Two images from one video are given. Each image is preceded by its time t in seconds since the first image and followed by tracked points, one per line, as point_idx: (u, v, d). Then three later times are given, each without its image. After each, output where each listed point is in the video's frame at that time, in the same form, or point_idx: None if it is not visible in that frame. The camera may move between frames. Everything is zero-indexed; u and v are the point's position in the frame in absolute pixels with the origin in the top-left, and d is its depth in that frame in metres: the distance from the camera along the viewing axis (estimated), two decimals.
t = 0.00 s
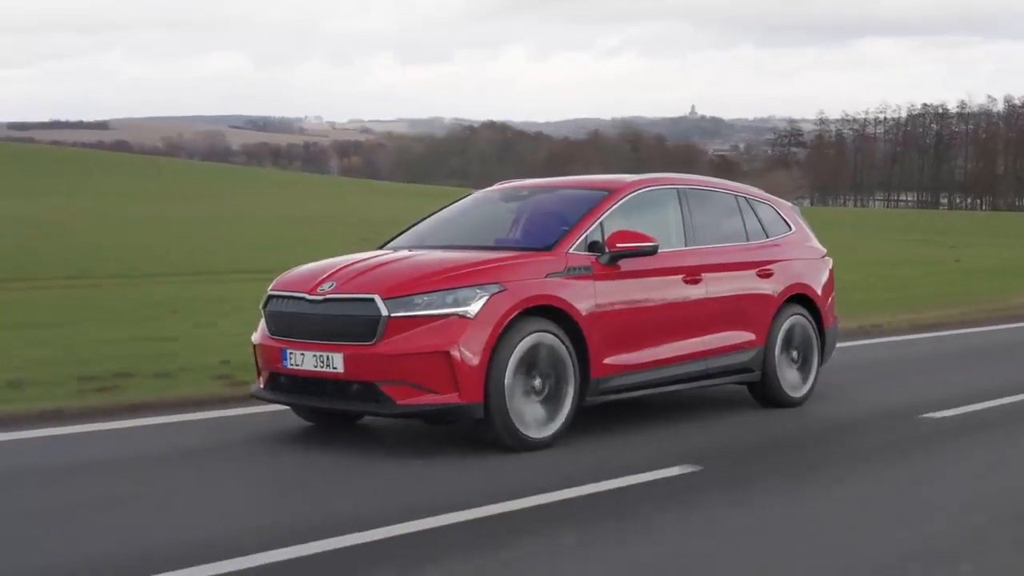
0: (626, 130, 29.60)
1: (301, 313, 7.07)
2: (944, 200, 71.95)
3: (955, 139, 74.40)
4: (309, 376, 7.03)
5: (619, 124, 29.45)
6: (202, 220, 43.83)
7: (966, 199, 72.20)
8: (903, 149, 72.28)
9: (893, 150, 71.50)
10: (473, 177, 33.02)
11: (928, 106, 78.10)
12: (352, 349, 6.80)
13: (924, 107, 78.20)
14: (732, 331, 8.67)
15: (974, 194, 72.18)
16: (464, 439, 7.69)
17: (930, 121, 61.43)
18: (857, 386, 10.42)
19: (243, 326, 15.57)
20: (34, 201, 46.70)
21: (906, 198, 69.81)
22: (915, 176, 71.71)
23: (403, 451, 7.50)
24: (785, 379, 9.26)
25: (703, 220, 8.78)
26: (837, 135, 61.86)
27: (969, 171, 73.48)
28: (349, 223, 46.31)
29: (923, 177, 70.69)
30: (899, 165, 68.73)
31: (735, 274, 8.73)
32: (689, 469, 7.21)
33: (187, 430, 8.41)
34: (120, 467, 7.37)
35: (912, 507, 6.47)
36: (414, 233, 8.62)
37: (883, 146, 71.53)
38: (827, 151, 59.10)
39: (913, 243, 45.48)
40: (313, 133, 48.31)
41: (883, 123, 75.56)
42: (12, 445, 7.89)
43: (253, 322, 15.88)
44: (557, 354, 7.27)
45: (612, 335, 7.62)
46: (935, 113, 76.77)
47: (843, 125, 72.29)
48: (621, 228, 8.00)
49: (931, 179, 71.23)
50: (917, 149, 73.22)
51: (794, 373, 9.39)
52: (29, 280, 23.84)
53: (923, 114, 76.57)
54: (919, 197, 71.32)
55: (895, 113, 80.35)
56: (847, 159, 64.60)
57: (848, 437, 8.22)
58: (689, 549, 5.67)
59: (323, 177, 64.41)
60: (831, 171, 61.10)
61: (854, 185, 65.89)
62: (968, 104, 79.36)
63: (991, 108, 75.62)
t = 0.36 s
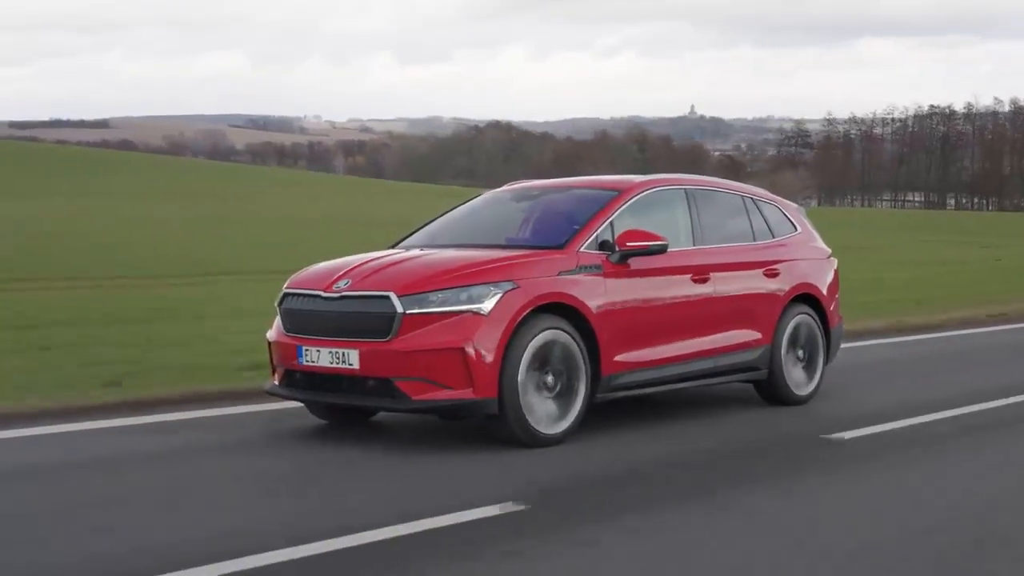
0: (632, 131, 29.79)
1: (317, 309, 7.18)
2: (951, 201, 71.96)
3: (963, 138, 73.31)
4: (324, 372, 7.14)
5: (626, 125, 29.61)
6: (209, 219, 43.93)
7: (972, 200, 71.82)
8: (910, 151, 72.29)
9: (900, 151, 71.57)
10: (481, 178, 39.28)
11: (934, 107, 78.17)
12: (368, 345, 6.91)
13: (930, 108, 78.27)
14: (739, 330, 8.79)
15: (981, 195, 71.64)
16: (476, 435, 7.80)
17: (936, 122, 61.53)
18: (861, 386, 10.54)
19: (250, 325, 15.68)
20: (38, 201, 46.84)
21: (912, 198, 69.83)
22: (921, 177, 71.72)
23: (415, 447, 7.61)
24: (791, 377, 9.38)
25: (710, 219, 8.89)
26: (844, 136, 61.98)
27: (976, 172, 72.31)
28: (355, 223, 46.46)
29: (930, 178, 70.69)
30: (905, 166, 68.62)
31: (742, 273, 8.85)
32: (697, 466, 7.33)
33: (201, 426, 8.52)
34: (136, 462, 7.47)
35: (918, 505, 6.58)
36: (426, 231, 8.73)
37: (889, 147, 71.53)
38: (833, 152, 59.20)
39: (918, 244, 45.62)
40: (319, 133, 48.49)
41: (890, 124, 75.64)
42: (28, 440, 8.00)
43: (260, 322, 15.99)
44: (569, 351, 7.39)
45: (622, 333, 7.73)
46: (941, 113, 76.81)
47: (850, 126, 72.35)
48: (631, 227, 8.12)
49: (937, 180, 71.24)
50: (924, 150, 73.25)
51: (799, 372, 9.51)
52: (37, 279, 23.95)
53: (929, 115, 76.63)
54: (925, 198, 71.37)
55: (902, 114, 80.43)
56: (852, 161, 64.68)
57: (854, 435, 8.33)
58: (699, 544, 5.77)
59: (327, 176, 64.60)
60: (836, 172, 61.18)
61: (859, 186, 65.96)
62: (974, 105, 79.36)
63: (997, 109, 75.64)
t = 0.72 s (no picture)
0: (640, 130, 29.83)
1: (333, 307, 7.27)
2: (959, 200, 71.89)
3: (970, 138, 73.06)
4: (340, 369, 7.23)
5: (632, 124, 29.64)
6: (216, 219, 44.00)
7: (980, 199, 70.85)
8: (918, 150, 72.25)
9: (909, 151, 71.65)
10: (488, 177, 39.56)
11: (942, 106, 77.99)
12: (384, 343, 7.00)
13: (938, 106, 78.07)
14: (748, 329, 8.87)
15: (989, 194, 70.48)
16: (489, 433, 7.89)
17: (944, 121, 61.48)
18: (869, 384, 10.63)
19: (258, 325, 15.79)
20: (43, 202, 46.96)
21: (920, 198, 69.71)
22: (929, 176, 71.73)
23: (429, 445, 7.69)
24: (799, 376, 9.47)
25: (719, 219, 8.98)
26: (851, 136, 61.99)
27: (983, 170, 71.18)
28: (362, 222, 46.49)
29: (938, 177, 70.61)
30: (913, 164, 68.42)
31: (751, 272, 8.94)
32: (709, 462, 7.41)
33: (217, 424, 8.61)
34: (152, 460, 7.56)
35: (928, 500, 6.65)
36: (438, 230, 8.82)
37: (897, 147, 71.43)
38: (840, 151, 59.20)
39: (926, 243, 45.63)
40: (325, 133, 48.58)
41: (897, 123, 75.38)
42: (44, 438, 8.08)
43: (268, 321, 16.09)
44: (581, 349, 7.48)
45: (634, 331, 7.82)
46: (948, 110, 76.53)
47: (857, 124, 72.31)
48: (641, 227, 8.21)
49: (944, 179, 71.15)
50: (932, 151, 73.08)
51: (807, 370, 9.60)
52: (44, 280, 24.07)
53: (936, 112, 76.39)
54: (933, 196, 71.29)
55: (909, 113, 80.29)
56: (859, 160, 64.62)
57: (863, 432, 8.43)
58: (713, 538, 5.85)
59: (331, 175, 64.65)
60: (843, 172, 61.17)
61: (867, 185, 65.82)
62: (981, 104, 79.19)
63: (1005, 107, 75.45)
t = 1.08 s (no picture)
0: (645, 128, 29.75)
1: (342, 309, 7.35)
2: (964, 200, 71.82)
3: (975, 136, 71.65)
4: (349, 371, 7.31)
5: (636, 123, 29.65)
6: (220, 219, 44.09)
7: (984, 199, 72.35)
8: (923, 152, 70.40)
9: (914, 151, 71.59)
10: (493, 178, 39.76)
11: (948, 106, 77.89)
12: (393, 345, 7.08)
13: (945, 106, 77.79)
14: (750, 330, 8.96)
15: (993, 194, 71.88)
16: (495, 434, 7.98)
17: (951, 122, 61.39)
18: (870, 384, 10.74)
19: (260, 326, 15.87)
20: (46, 202, 47.03)
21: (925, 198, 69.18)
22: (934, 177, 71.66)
23: (436, 446, 7.77)
24: (800, 377, 9.55)
25: (722, 221, 9.06)
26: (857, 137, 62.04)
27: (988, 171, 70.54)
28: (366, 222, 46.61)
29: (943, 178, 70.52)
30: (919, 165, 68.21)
31: (753, 274, 9.02)
32: (715, 462, 7.50)
33: (225, 425, 8.69)
34: (162, 461, 7.64)
35: (932, 500, 6.74)
36: (444, 232, 8.90)
37: (902, 148, 71.18)
38: (845, 152, 59.16)
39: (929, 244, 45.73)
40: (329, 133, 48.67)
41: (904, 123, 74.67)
42: (55, 439, 8.17)
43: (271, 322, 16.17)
44: (586, 350, 7.56)
45: (639, 333, 7.91)
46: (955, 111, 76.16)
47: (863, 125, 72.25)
48: (645, 229, 8.29)
49: (950, 179, 71.06)
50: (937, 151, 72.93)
51: (809, 371, 9.68)
52: (50, 282, 24.17)
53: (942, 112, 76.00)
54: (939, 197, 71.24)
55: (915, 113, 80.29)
56: (865, 161, 64.53)
57: (866, 433, 8.50)
58: (718, 539, 5.92)
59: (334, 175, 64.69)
60: (849, 173, 61.15)
61: (872, 186, 65.83)
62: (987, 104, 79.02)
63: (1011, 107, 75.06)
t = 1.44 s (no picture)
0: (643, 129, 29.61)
1: (342, 311, 7.39)
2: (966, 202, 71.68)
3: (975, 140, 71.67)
4: (349, 373, 7.36)
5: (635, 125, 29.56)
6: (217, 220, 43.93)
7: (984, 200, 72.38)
8: (924, 153, 69.58)
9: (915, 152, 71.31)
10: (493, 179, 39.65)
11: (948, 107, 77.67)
12: (393, 346, 7.13)
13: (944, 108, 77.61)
14: (746, 332, 9.01)
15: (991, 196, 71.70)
16: (494, 435, 8.03)
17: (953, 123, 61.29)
18: (866, 385, 10.81)
19: (260, 327, 15.89)
20: (43, 204, 46.89)
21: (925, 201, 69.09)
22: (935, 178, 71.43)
23: (435, 447, 7.83)
24: (796, 377, 9.62)
25: (719, 223, 9.12)
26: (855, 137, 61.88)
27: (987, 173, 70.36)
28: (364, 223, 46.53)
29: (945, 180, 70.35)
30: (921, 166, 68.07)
31: (749, 276, 9.08)
32: (715, 463, 7.55)
33: (224, 426, 8.73)
34: (164, 463, 7.68)
35: (928, 500, 6.79)
36: (442, 234, 8.94)
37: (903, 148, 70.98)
38: (846, 154, 59.02)
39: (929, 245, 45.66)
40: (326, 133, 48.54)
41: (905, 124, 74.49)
42: (55, 442, 8.19)
43: (271, 323, 16.21)
44: (585, 352, 7.61)
45: (637, 334, 7.96)
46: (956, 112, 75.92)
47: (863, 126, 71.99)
48: (643, 232, 8.34)
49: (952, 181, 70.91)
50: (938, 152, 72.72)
51: (805, 372, 9.75)
52: (46, 283, 24.12)
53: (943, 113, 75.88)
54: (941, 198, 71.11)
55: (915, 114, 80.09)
56: (866, 162, 64.66)
57: (864, 433, 8.56)
58: (718, 540, 5.97)
59: (331, 175, 64.53)
60: (850, 174, 61.01)
61: (873, 186, 65.66)
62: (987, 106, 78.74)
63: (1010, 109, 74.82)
